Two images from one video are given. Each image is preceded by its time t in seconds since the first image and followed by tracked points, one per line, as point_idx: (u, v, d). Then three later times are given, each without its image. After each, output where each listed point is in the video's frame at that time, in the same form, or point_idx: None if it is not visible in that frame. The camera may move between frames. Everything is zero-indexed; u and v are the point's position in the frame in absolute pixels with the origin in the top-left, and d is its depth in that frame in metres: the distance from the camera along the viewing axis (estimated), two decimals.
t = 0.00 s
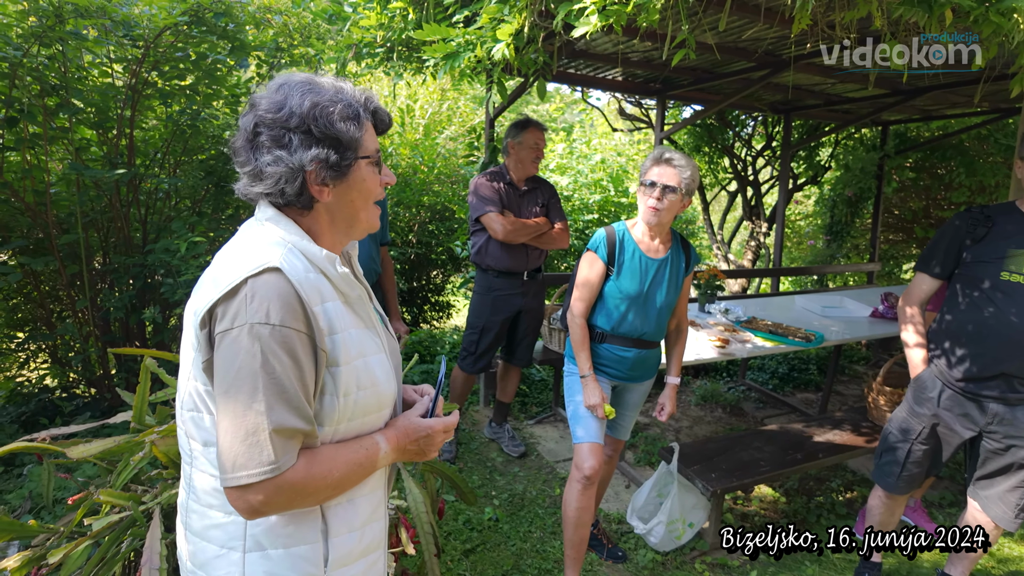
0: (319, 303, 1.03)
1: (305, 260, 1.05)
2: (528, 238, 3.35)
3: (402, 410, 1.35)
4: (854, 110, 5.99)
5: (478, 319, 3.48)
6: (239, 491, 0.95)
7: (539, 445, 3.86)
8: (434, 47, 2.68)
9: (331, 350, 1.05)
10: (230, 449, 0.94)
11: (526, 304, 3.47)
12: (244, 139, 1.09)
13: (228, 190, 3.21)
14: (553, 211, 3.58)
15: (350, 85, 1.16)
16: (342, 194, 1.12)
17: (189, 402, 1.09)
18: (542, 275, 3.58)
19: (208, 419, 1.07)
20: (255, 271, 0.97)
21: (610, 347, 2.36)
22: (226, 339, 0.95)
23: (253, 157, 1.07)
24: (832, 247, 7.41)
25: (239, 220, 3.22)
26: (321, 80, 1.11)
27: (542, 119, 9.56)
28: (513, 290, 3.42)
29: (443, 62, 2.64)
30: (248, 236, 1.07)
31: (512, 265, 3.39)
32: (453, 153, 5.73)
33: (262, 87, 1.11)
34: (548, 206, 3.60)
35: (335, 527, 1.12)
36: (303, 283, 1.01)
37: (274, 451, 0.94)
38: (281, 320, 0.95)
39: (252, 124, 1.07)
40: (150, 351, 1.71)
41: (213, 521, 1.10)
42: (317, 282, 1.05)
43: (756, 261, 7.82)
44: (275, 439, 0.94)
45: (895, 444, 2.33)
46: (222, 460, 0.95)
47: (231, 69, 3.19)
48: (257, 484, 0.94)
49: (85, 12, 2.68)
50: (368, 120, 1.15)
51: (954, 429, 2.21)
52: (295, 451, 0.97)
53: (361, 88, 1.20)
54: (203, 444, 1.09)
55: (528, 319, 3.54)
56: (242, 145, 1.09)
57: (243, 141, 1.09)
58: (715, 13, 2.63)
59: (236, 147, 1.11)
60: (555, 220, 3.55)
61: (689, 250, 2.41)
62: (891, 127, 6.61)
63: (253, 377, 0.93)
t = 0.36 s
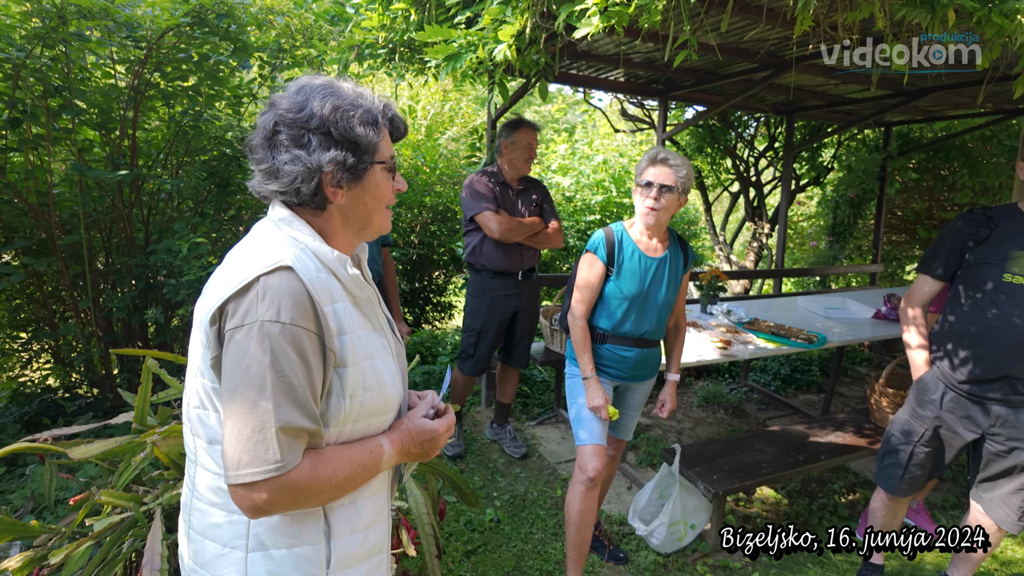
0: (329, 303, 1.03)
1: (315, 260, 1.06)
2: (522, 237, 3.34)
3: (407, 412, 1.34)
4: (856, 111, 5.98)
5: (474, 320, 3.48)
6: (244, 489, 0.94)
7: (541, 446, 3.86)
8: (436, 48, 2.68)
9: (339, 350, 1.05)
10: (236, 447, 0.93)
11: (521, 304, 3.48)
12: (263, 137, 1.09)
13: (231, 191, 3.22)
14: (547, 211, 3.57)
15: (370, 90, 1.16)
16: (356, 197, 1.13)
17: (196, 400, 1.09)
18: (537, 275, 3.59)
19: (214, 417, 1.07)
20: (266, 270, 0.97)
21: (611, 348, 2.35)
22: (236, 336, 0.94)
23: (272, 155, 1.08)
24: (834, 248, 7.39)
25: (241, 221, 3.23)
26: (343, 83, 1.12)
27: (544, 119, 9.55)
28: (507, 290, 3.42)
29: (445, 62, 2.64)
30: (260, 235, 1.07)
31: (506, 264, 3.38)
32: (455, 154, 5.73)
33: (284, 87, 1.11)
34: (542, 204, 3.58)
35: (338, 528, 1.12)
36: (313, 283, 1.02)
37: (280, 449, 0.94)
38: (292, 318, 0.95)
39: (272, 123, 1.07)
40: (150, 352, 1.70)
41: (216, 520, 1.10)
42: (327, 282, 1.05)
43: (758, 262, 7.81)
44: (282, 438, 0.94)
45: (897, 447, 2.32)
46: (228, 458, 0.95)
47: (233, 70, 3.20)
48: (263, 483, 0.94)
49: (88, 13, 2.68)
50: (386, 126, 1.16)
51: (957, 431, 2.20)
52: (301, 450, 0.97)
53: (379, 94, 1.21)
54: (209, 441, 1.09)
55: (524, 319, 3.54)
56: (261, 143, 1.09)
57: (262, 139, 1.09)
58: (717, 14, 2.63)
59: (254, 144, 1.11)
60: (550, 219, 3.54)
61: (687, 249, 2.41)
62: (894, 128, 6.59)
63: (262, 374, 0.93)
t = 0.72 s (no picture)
0: (336, 305, 1.04)
1: (321, 262, 1.06)
2: (511, 236, 3.34)
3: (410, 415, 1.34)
4: (858, 112, 5.98)
5: (465, 320, 3.48)
6: (249, 490, 0.94)
7: (542, 447, 3.86)
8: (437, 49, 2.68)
9: (345, 352, 1.05)
10: (242, 448, 0.93)
11: (512, 304, 3.49)
12: (272, 138, 1.09)
13: (233, 192, 3.23)
14: (532, 209, 3.57)
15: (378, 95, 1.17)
16: (363, 199, 1.13)
17: (201, 401, 1.09)
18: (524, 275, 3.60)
19: (220, 418, 1.07)
20: (274, 271, 0.97)
21: (613, 349, 2.35)
22: (243, 337, 0.94)
23: (280, 155, 1.07)
24: (836, 249, 7.38)
25: (243, 222, 3.24)
26: (353, 87, 1.12)
27: (545, 120, 9.55)
28: (496, 290, 3.43)
29: (446, 63, 2.64)
30: (267, 236, 1.07)
31: (495, 264, 3.39)
32: (456, 155, 5.73)
33: (293, 89, 1.12)
34: (526, 203, 3.59)
35: (341, 530, 1.12)
36: (320, 284, 1.02)
37: (286, 451, 0.94)
38: (300, 320, 0.96)
39: (281, 123, 1.07)
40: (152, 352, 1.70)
41: (220, 521, 1.10)
42: (333, 283, 1.05)
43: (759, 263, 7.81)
44: (288, 439, 0.94)
45: (898, 448, 2.32)
46: (234, 459, 0.95)
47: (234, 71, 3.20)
48: (268, 484, 0.94)
49: (91, 15, 2.68)
50: (393, 131, 1.16)
51: (958, 432, 2.19)
52: (307, 452, 0.97)
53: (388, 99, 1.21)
54: (213, 442, 1.09)
55: (516, 319, 3.56)
56: (269, 143, 1.09)
57: (270, 139, 1.09)
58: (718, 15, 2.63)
59: (261, 144, 1.10)
60: (536, 217, 3.54)
61: (687, 251, 2.41)
62: (896, 129, 6.57)
63: (269, 375, 0.93)
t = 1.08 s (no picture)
0: (335, 306, 1.04)
1: (321, 263, 1.06)
2: (503, 238, 3.34)
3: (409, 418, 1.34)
4: (858, 112, 5.98)
5: (457, 321, 3.48)
6: (244, 490, 0.95)
7: (542, 447, 3.86)
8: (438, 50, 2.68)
9: (344, 353, 1.05)
10: (239, 448, 0.94)
11: (502, 304, 3.51)
12: (272, 138, 1.11)
13: (234, 193, 3.23)
14: (522, 209, 3.58)
15: (381, 97, 1.16)
16: (358, 202, 1.13)
17: (201, 400, 1.09)
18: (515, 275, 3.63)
19: (218, 417, 1.07)
20: (274, 271, 0.98)
21: (615, 350, 2.36)
22: (242, 337, 0.95)
23: (278, 156, 1.09)
24: (837, 250, 7.39)
25: (244, 222, 3.25)
26: (354, 90, 1.12)
27: (546, 120, 9.55)
28: (486, 290, 3.44)
29: (446, 64, 2.64)
30: (268, 237, 1.08)
31: (485, 264, 3.40)
32: (457, 156, 5.73)
33: (298, 91, 1.13)
34: (516, 204, 3.61)
35: (338, 531, 1.12)
36: (319, 285, 1.02)
37: (282, 452, 0.94)
38: (298, 321, 0.96)
39: (281, 125, 1.09)
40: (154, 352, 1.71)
41: (217, 520, 1.10)
42: (333, 285, 1.06)
43: (760, 264, 7.82)
44: (285, 440, 0.94)
45: (898, 449, 2.32)
46: (231, 458, 0.95)
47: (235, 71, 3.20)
48: (263, 485, 0.94)
49: (93, 16, 2.68)
50: (393, 134, 1.15)
51: (958, 433, 2.19)
52: (303, 452, 0.97)
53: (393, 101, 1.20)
54: (211, 441, 1.09)
55: (507, 319, 3.59)
56: (269, 144, 1.11)
57: (271, 140, 1.11)
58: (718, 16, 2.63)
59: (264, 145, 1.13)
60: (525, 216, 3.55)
61: (689, 252, 2.42)
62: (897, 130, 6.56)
63: (267, 376, 0.93)
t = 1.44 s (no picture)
0: (329, 305, 1.04)
1: (316, 262, 1.06)
2: (503, 237, 3.34)
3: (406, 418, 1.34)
4: (858, 113, 5.98)
5: (458, 321, 3.47)
6: (235, 486, 0.95)
7: (542, 447, 3.86)
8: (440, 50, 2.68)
9: (338, 352, 1.05)
10: (230, 444, 0.94)
11: (504, 303, 3.51)
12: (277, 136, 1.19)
13: (235, 193, 3.24)
14: (521, 209, 3.59)
15: (366, 97, 1.11)
16: (323, 206, 1.12)
17: (199, 397, 1.10)
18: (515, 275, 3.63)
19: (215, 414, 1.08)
20: (267, 270, 0.98)
21: (619, 351, 2.36)
22: (234, 335, 0.95)
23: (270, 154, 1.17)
24: (837, 251, 7.39)
25: (244, 223, 3.25)
26: (335, 91, 1.10)
27: (547, 121, 9.54)
28: (487, 290, 3.44)
29: (447, 64, 2.64)
30: (266, 236, 1.09)
31: (485, 264, 3.39)
32: (457, 156, 5.73)
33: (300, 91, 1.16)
34: (515, 204, 3.61)
35: (332, 530, 1.12)
36: (313, 284, 1.02)
37: (271, 449, 0.94)
38: (288, 319, 0.96)
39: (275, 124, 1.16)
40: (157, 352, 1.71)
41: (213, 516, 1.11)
42: (328, 284, 1.06)
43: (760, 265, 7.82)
44: (274, 438, 0.94)
45: (898, 450, 2.32)
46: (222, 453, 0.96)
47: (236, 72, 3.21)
48: (253, 481, 0.94)
49: (94, 15, 2.68)
50: (365, 138, 1.09)
51: (958, 433, 2.19)
52: (294, 451, 0.97)
53: (387, 102, 1.14)
54: (207, 438, 1.10)
55: (508, 319, 3.59)
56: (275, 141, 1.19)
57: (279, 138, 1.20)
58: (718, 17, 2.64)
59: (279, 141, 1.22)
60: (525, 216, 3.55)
61: (691, 253, 2.42)
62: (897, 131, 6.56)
63: (257, 373, 0.93)
